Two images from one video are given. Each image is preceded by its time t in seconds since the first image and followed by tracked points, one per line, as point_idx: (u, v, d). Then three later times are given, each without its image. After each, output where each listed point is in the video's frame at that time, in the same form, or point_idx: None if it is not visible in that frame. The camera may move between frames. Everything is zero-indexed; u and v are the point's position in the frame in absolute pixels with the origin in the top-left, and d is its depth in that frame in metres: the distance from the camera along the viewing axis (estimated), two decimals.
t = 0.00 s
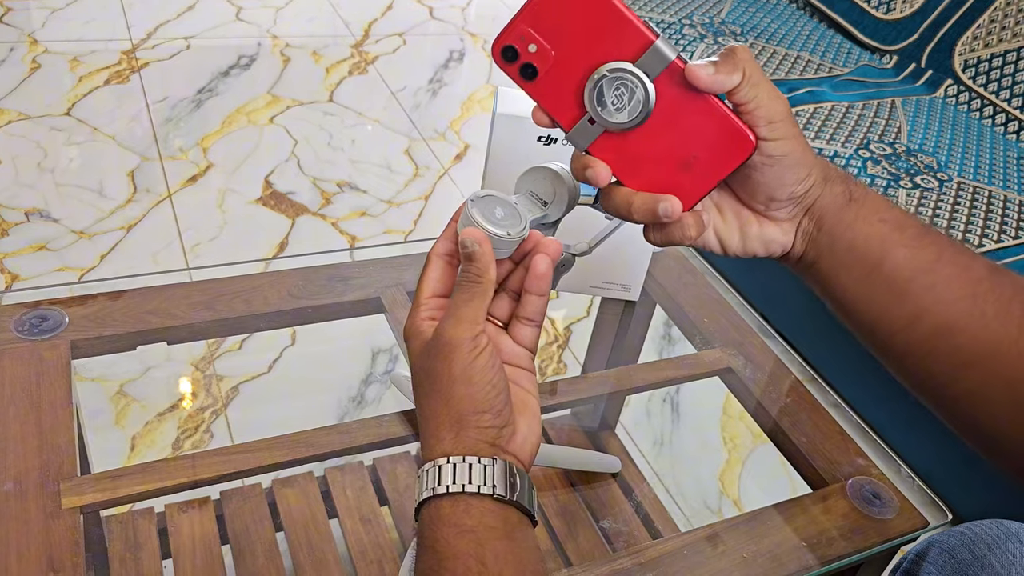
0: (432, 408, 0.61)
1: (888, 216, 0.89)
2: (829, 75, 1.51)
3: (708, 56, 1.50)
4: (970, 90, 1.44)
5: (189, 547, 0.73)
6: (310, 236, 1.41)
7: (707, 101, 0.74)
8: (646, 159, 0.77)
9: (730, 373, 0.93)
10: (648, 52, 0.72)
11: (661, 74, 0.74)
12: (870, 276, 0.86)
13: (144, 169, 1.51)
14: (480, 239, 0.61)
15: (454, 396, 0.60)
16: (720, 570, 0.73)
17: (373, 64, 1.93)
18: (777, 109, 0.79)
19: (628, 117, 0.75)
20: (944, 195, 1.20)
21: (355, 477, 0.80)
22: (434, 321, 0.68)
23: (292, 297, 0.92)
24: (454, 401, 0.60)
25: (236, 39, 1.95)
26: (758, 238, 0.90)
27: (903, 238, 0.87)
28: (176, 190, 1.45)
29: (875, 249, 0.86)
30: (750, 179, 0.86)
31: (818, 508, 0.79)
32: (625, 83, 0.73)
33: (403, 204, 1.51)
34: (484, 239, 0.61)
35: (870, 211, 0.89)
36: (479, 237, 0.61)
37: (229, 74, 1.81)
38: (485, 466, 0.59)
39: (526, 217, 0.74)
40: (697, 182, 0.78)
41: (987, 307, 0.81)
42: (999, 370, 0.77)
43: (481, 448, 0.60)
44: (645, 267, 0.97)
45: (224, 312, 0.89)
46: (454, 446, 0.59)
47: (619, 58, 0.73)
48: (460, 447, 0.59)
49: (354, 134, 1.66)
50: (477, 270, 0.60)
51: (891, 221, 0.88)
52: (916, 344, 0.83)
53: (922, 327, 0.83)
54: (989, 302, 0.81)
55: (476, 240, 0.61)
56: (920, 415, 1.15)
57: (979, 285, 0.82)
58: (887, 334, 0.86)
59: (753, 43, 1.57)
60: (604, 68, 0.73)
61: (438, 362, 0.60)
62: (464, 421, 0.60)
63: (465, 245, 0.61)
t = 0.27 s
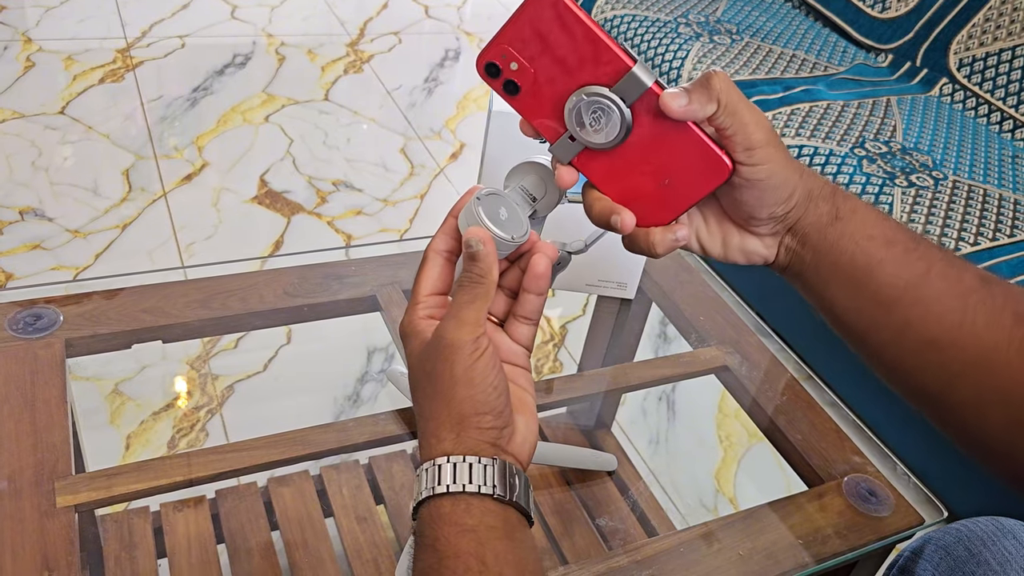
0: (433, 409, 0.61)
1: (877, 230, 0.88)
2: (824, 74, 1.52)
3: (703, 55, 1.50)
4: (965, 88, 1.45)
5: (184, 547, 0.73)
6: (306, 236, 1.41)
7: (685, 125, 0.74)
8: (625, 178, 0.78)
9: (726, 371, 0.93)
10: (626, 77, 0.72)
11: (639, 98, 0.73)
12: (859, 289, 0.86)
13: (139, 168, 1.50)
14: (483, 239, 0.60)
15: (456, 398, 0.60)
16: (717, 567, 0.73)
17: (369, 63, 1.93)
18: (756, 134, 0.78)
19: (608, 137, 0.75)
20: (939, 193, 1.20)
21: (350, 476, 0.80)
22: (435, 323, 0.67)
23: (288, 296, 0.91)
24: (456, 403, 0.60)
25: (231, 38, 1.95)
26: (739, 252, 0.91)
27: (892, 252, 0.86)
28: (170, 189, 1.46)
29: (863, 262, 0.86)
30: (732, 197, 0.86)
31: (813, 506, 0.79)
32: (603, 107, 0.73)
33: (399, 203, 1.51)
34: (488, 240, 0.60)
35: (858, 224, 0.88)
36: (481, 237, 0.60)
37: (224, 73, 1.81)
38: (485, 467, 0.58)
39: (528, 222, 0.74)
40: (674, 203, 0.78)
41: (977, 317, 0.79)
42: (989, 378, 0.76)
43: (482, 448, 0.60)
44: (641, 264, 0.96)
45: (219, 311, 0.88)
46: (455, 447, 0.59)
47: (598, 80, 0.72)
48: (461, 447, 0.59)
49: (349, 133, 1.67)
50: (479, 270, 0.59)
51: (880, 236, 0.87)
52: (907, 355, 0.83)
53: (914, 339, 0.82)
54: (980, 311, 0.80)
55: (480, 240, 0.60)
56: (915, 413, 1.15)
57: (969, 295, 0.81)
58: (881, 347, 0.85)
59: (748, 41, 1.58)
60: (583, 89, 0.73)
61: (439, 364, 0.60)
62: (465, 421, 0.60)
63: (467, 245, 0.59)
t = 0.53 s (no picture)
0: (434, 407, 0.60)
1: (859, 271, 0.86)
2: (820, 73, 1.52)
3: (699, 54, 1.51)
4: (960, 87, 1.45)
5: (180, 545, 0.73)
6: (302, 234, 1.41)
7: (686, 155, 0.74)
8: (615, 191, 0.79)
9: (722, 370, 0.94)
10: (637, 99, 0.72)
11: (646, 123, 0.73)
12: (842, 330, 0.85)
13: (134, 167, 1.50)
14: (484, 233, 0.59)
15: (458, 395, 0.60)
16: (714, 565, 0.73)
17: (364, 62, 1.93)
18: (751, 180, 0.78)
19: (608, 153, 0.75)
20: (934, 191, 1.20)
21: (347, 474, 0.80)
22: (435, 321, 0.67)
23: (284, 294, 0.91)
24: (458, 400, 0.60)
25: (226, 36, 1.94)
26: (716, 282, 0.91)
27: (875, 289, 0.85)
28: (166, 188, 1.46)
29: (844, 303, 0.85)
30: (716, 231, 0.86)
31: (809, 503, 0.80)
32: (609, 123, 0.73)
33: (394, 202, 1.50)
34: (490, 236, 0.59)
35: (840, 263, 0.87)
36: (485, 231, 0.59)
37: (219, 71, 1.80)
38: (486, 465, 0.58)
39: (530, 226, 0.74)
40: (660, 224, 0.79)
41: (959, 352, 0.78)
42: (970, 414, 0.76)
43: (483, 446, 0.60)
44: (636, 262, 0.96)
45: (215, 309, 0.88)
46: (456, 444, 0.59)
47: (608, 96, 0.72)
48: (462, 445, 0.59)
49: (345, 132, 1.67)
50: (479, 265, 0.58)
51: (862, 275, 0.86)
52: (890, 396, 0.82)
53: (897, 378, 0.81)
54: (962, 346, 0.78)
55: (480, 234, 0.58)
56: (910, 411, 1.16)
57: (951, 332, 0.80)
58: (865, 388, 0.84)
59: (744, 40, 1.58)
60: (592, 101, 0.73)
61: (440, 362, 0.60)
62: (467, 418, 0.60)
63: (468, 240, 0.58)
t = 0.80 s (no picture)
0: (438, 412, 0.59)
1: (848, 330, 0.75)
2: (816, 72, 1.53)
3: (695, 53, 1.51)
4: (955, 86, 1.46)
5: (178, 545, 0.73)
6: (298, 234, 1.41)
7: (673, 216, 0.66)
8: (608, 225, 0.73)
9: (719, 368, 0.94)
10: (633, 147, 0.64)
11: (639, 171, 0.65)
12: (824, 391, 0.74)
13: (130, 166, 1.50)
14: (494, 236, 0.58)
15: (465, 401, 0.59)
16: (712, 563, 0.73)
17: (360, 61, 1.93)
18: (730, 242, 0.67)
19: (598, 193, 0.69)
20: (930, 190, 1.21)
21: (345, 474, 0.80)
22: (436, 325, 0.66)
23: (281, 294, 0.91)
24: (464, 406, 0.59)
25: (222, 35, 1.94)
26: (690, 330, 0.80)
27: (864, 350, 0.74)
28: (162, 188, 1.45)
29: (826, 363, 0.74)
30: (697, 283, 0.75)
31: (806, 502, 0.80)
32: (600, 165, 0.66)
33: (391, 201, 1.51)
34: (499, 239, 0.59)
35: (824, 323, 0.75)
36: (495, 233, 0.59)
37: (215, 71, 1.80)
38: (489, 469, 0.58)
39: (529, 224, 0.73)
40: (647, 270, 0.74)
41: (947, 410, 0.69)
42: (965, 477, 0.67)
43: (486, 450, 0.60)
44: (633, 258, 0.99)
45: (212, 309, 0.88)
46: (460, 448, 0.59)
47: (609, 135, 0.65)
48: (466, 448, 0.59)
49: (341, 132, 1.67)
50: (488, 269, 0.57)
51: (850, 336, 0.74)
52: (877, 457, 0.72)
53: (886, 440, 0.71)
54: (951, 406, 0.69)
55: (490, 239, 0.58)
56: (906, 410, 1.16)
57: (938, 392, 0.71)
58: (851, 451, 0.74)
59: (741, 39, 1.58)
60: (590, 137, 0.66)
61: (445, 369, 0.58)
62: (472, 422, 0.59)
63: (479, 244, 0.57)
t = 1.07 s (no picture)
0: (446, 416, 0.59)
1: (831, 352, 0.76)
2: (815, 72, 1.53)
3: (694, 53, 1.51)
4: (954, 86, 1.46)
5: (177, 545, 0.72)
6: (297, 234, 1.41)
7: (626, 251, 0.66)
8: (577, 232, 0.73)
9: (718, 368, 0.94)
10: (602, 185, 0.63)
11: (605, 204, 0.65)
12: (812, 411, 0.76)
13: (129, 167, 1.50)
14: (509, 241, 0.56)
15: (474, 408, 0.58)
16: (712, 563, 0.73)
17: (359, 62, 1.93)
18: (686, 271, 0.67)
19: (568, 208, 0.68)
20: (929, 190, 1.21)
21: (344, 474, 0.80)
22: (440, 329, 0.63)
23: (280, 294, 0.91)
24: (473, 412, 0.58)
25: (221, 36, 1.94)
26: (676, 345, 0.81)
27: (849, 371, 0.75)
28: (160, 189, 1.45)
29: (813, 382, 0.75)
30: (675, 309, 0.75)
31: (805, 502, 0.80)
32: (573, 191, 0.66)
33: (390, 202, 1.51)
34: (515, 245, 0.56)
35: (808, 345, 0.76)
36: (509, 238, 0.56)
37: (214, 72, 1.80)
38: (493, 474, 0.58)
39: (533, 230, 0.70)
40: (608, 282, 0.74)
41: (933, 431, 0.71)
42: (954, 496, 0.68)
43: (488, 454, 0.60)
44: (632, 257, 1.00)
45: (212, 309, 0.88)
46: (465, 452, 0.59)
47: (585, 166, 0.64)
48: (471, 452, 0.59)
49: (340, 133, 1.67)
50: (502, 276, 0.55)
51: (833, 357, 0.76)
52: (866, 477, 0.73)
53: (872, 459, 0.72)
54: (936, 427, 0.71)
55: (506, 244, 0.56)
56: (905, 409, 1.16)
57: (923, 411, 0.72)
58: (840, 470, 0.75)
59: (740, 40, 1.58)
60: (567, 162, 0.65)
61: (455, 374, 0.57)
62: (477, 427, 0.59)
63: (494, 249, 0.55)
